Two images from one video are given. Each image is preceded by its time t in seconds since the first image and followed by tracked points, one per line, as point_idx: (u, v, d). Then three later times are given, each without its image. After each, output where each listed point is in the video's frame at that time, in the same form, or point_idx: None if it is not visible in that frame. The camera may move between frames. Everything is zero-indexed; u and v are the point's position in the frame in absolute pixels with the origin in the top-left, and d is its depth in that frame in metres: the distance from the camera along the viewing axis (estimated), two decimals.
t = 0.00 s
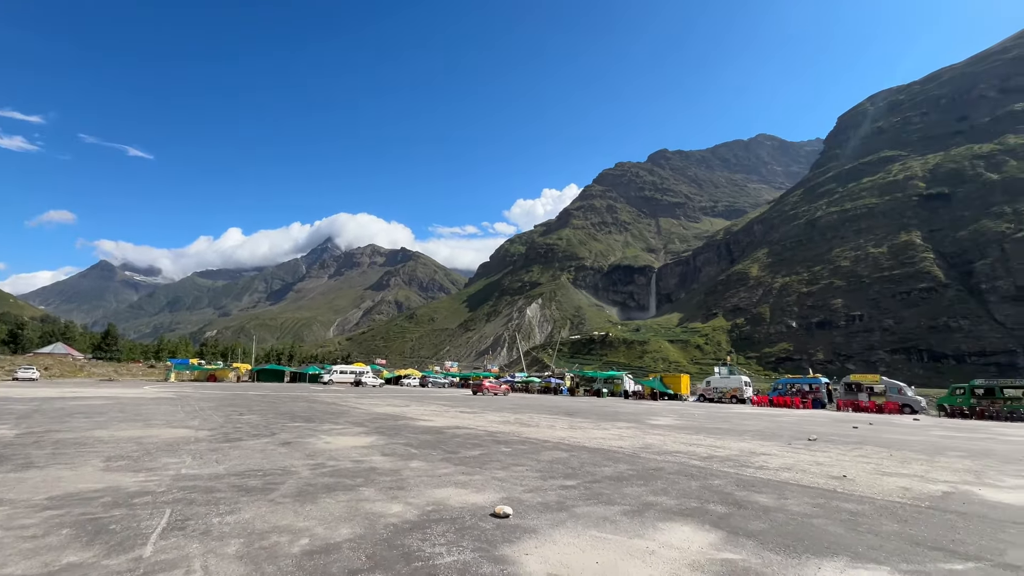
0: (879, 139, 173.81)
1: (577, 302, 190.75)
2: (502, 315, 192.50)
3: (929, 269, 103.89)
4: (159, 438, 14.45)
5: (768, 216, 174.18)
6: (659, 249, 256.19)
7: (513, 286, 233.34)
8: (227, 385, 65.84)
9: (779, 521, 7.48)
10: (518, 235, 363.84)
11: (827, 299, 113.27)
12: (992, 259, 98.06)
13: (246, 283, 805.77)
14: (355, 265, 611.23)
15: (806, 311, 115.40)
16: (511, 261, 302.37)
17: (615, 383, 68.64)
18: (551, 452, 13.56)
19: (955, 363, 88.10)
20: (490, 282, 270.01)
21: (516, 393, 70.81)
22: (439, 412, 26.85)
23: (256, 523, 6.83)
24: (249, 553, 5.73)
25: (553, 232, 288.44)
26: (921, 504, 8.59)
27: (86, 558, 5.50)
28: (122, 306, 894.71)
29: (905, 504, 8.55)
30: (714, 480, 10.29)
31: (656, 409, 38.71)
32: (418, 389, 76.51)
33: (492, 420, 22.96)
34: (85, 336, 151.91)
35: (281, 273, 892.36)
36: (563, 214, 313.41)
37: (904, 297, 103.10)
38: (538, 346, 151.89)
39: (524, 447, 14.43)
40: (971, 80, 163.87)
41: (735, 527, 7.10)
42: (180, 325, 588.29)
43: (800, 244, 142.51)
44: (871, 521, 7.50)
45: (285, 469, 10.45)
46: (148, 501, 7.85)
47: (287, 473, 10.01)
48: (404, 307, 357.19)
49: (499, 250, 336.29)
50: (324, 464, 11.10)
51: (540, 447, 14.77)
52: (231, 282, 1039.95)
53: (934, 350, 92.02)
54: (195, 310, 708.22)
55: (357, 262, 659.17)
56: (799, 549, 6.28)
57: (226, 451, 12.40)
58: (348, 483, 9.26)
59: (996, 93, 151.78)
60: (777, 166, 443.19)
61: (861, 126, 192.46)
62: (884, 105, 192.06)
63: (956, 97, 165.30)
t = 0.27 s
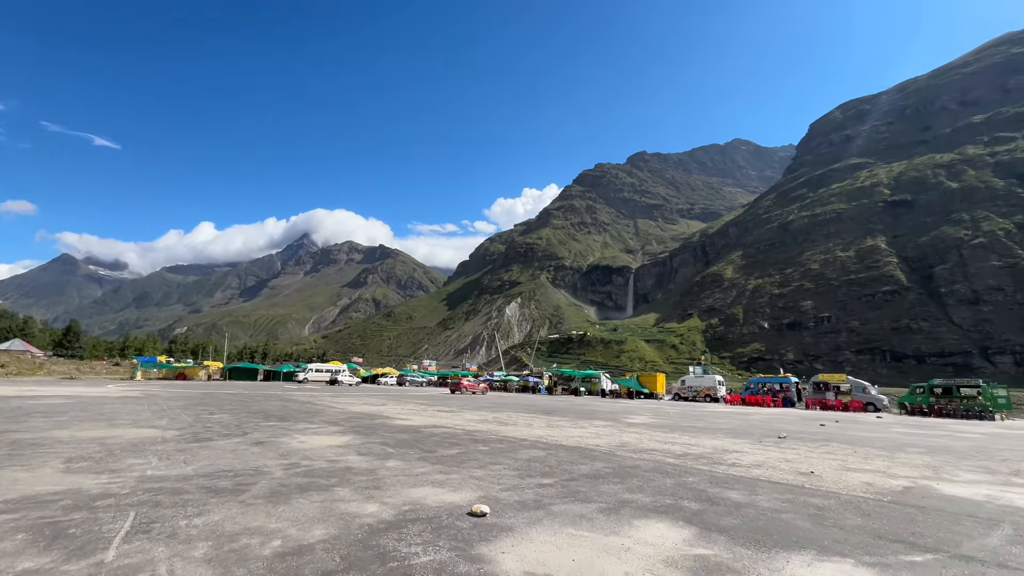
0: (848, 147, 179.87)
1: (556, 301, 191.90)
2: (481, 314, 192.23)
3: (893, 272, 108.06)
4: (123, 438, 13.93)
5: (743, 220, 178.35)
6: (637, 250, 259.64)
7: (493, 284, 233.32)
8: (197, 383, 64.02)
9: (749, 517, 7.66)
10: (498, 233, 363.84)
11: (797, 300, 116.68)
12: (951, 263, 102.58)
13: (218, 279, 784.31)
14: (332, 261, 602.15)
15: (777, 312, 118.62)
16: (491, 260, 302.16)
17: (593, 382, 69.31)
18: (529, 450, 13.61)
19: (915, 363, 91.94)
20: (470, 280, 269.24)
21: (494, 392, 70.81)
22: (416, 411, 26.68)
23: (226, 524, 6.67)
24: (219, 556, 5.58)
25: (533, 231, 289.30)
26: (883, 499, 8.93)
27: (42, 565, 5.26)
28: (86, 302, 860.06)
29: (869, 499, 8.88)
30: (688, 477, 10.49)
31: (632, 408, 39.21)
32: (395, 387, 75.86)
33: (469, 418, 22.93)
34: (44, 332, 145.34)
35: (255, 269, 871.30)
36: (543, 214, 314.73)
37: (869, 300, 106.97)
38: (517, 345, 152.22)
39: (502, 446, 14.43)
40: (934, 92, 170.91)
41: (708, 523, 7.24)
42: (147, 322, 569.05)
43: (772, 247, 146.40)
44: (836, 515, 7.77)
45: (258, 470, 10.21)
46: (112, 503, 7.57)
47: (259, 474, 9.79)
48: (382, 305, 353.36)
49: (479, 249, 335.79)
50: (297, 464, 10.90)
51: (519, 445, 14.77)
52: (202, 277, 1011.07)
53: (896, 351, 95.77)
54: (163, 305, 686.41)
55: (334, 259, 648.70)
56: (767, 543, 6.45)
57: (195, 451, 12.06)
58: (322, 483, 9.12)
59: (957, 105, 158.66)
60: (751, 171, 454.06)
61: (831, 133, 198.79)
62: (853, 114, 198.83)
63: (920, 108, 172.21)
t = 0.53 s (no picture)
0: (822, 153, 184.88)
1: (537, 301, 192.48)
2: (462, 313, 191.58)
3: (862, 275, 111.54)
4: (88, 439, 13.43)
5: (720, 222, 181.69)
6: (617, 250, 262.35)
7: (474, 283, 232.76)
8: (168, 382, 62.26)
9: (726, 513, 7.82)
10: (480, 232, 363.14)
11: (772, 302, 119.49)
12: (916, 268, 106.40)
13: (191, 276, 763.36)
14: (311, 259, 592.21)
15: (753, 313, 121.28)
16: (472, 259, 301.39)
17: (572, 381, 69.67)
18: (508, 449, 13.62)
19: (882, 363, 95.16)
20: (451, 279, 267.93)
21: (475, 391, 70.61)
22: (395, 410, 26.45)
23: (198, 527, 6.49)
24: (190, 560, 5.44)
25: (515, 231, 289.49)
26: (853, 495, 9.21)
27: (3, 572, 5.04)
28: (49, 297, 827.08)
29: (838, 495, 9.15)
30: (665, 476, 10.65)
31: (611, 407, 39.58)
32: (374, 386, 75.00)
33: (449, 418, 22.86)
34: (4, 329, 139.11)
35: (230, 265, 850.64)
36: (525, 213, 315.20)
37: (840, 302, 110.20)
38: (497, 344, 152.13)
39: (482, 445, 14.40)
40: (903, 102, 176.87)
41: (684, 520, 7.37)
42: (115, 319, 550.37)
43: (749, 249, 149.52)
44: (807, 511, 7.98)
45: (231, 470, 9.98)
46: (77, 506, 7.31)
47: (233, 474, 9.57)
48: (361, 303, 348.97)
49: (460, 248, 334.55)
50: (273, 464, 10.69)
51: (498, 444, 14.76)
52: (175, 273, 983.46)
53: (865, 351, 98.93)
54: (133, 302, 665.31)
55: (313, 256, 637.94)
56: (742, 539, 6.59)
57: (165, 453, 11.70)
58: (298, 484, 8.96)
59: (924, 115, 164.55)
60: (729, 174, 462.83)
61: (806, 139, 203.95)
62: (826, 121, 204.38)
63: (890, 117, 178.02)
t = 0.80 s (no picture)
0: (800, 158, 188.91)
1: (521, 301, 192.82)
2: (446, 312, 190.83)
3: (837, 278, 114.44)
4: (57, 441, 12.98)
5: (702, 224, 184.26)
6: (600, 251, 264.51)
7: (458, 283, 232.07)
8: (142, 382, 60.64)
9: (705, 511, 7.92)
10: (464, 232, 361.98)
11: (751, 304, 121.72)
12: (889, 271, 109.52)
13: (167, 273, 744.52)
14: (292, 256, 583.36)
15: (732, 314, 123.43)
16: (456, 259, 300.45)
17: (556, 381, 69.88)
18: (491, 449, 13.61)
19: (856, 363, 97.79)
20: (434, 278, 266.66)
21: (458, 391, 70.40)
22: (377, 410, 26.22)
23: (173, 530, 6.34)
24: (166, 564, 5.32)
25: (500, 231, 289.52)
26: (827, 492, 9.45)
27: None
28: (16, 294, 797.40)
29: (813, 492, 9.38)
30: (648, 474, 10.74)
31: (593, 407, 39.83)
32: (356, 386, 74.17)
33: (432, 418, 22.76)
34: None
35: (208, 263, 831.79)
36: (510, 213, 315.45)
37: (816, 303, 112.81)
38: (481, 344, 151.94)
39: (465, 445, 14.35)
40: (877, 110, 181.94)
41: (665, 519, 7.45)
42: (87, 316, 533.89)
43: (729, 251, 152.06)
44: (783, 509, 8.16)
45: (207, 472, 9.77)
46: (46, 509, 7.07)
47: (209, 477, 9.36)
48: (343, 302, 344.92)
49: (445, 248, 333.27)
50: (252, 466, 10.49)
51: (482, 444, 14.72)
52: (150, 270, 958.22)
53: (839, 352, 101.46)
54: (106, 299, 645.95)
55: (293, 253, 627.90)
56: (721, 536, 6.71)
57: (140, 454, 11.39)
58: (278, 485, 8.80)
59: (898, 123, 169.47)
60: (711, 177, 470.03)
61: (785, 144, 208.31)
62: (804, 127, 208.99)
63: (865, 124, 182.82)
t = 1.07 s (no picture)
0: (783, 162, 192.21)
1: (508, 301, 192.94)
2: (432, 312, 190.16)
3: (818, 280, 116.74)
4: (31, 443, 12.59)
5: (687, 226, 186.38)
6: (587, 252, 266.14)
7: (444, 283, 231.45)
8: (120, 382, 59.28)
9: (688, 510, 8.02)
10: (451, 231, 360.99)
11: (734, 305, 123.46)
12: (868, 273, 112.03)
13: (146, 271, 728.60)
14: (276, 255, 575.58)
15: (716, 315, 125.07)
16: (443, 258, 299.52)
17: (542, 381, 69.97)
18: (477, 449, 13.58)
19: (836, 364, 99.81)
20: (421, 278, 265.44)
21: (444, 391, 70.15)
22: (362, 410, 25.99)
23: (152, 533, 6.21)
24: (145, 568, 5.21)
25: (487, 231, 289.38)
26: (807, 490, 9.64)
27: None
28: None
29: (794, 490, 9.54)
30: (632, 474, 10.83)
31: (579, 406, 40.01)
32: (341, 386, 73.42)
33: (418, 418, 22.63)
34: None
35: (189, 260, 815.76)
36: (497, 213, 315.48)
37: (798, 305, 114.86)
38: (467, 344, 151.69)
39: (451, 445, 14.30)
40: (858, 116, 186.05)
41: (650, 517, 7.53)
42: (62, 315, 519.84)
43: (713, 253, 154.05)
44: (765, 507, 8.30)
45: (188, 474, 9.58)
46: (17, 514, 6.85)
47: (191, 478, 9.18)
48: (328, 301, 341.41)
49: (431, 247, 331.95)
50: (234, 467, 10.31)
51: (468, 444, 14.67)
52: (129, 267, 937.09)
53: (820, 352, 103.41)
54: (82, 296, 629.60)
55: (277, 252, 619.44)
56: (704, 533, 6.80)
57: (117, 456, 11.12)
58: (260, 487, 8.66)
59: (877, 129, 173.44)
60: (696, 180, 475.77)
61: (768, 148, 211.78)
62: (787, 131, 212.69)
63: (845, 129, 186.75)
